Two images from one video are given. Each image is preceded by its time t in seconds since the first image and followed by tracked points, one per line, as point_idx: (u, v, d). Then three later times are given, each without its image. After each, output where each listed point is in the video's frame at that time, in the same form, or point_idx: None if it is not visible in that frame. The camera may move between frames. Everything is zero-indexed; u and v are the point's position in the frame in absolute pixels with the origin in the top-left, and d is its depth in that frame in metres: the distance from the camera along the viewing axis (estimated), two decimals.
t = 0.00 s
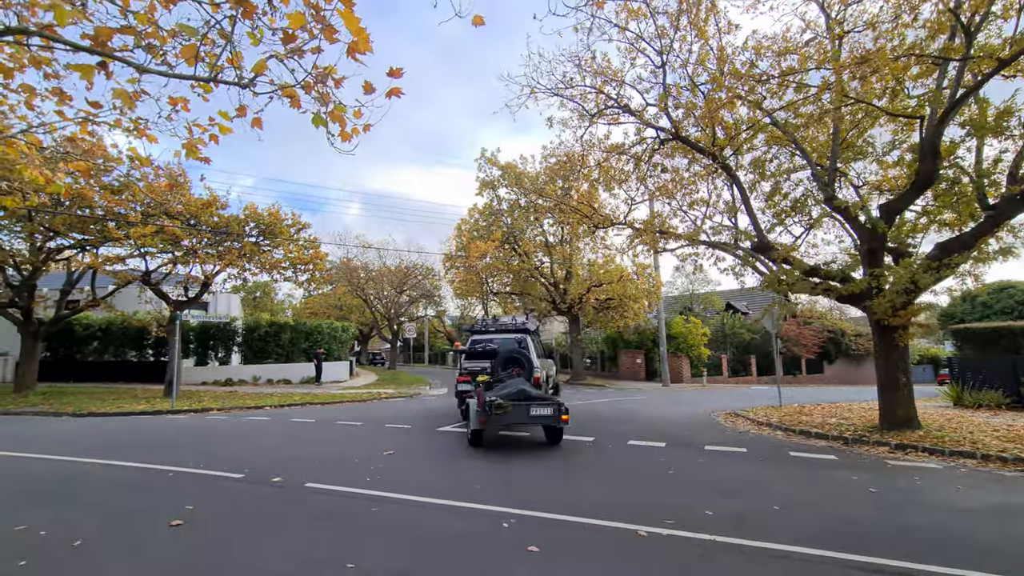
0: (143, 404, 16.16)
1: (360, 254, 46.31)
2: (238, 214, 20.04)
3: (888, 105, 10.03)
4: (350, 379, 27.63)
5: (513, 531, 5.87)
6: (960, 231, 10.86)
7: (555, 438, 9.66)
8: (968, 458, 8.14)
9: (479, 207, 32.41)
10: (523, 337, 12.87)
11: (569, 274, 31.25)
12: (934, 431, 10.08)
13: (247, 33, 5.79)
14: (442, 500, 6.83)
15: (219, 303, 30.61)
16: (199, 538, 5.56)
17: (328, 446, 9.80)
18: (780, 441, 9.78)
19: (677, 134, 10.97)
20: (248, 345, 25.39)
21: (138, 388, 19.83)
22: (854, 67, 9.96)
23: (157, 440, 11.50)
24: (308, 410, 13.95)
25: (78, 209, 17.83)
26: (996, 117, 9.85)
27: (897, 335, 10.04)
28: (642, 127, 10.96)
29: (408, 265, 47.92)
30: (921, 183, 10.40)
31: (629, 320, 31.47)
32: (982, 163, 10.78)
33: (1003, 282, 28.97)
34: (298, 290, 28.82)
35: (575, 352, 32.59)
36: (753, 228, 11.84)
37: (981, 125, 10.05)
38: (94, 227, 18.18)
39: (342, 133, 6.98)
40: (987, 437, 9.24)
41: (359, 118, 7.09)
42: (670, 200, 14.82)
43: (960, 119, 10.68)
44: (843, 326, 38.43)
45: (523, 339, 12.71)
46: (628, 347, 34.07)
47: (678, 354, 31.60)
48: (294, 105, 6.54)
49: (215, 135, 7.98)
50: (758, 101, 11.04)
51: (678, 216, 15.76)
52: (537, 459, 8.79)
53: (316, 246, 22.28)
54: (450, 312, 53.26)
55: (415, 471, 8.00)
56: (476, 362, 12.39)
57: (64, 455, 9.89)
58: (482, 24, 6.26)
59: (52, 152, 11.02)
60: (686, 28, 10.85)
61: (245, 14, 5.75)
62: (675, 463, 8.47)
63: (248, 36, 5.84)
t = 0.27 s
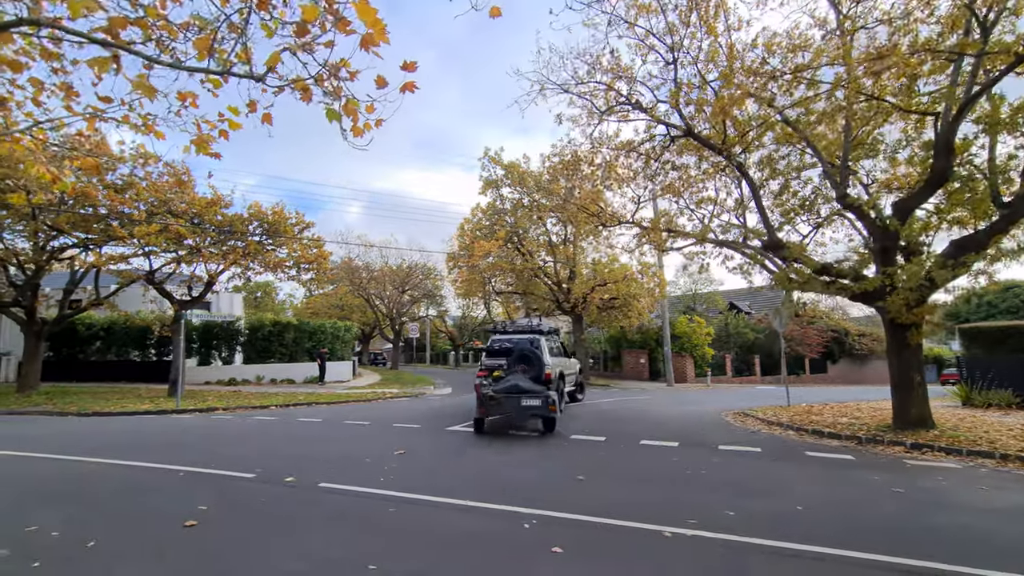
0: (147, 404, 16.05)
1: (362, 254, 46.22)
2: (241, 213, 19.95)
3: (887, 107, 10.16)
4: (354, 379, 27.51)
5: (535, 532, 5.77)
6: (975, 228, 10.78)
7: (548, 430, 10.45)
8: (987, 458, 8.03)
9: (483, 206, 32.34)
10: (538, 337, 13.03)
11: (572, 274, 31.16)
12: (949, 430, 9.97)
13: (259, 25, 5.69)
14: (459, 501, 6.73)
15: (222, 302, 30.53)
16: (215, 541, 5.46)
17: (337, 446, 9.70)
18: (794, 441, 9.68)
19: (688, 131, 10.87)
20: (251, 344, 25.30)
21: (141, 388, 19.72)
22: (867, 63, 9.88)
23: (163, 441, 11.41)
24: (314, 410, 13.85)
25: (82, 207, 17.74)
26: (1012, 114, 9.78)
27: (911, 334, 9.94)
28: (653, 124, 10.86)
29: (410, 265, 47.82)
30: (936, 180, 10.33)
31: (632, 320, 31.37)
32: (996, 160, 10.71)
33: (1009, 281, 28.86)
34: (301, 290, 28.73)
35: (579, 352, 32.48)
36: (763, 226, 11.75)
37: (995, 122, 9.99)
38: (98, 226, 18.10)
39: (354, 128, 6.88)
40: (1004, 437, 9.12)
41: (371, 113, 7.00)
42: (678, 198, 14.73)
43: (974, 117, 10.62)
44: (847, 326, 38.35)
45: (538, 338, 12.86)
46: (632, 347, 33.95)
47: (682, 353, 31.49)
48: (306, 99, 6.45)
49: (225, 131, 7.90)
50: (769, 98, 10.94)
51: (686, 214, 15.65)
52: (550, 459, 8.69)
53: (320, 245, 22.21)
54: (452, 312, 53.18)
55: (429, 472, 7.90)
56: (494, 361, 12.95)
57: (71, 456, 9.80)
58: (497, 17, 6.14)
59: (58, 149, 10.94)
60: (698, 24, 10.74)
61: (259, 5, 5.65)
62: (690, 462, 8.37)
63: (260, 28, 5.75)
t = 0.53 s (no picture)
0: (150, 403, 15.88)
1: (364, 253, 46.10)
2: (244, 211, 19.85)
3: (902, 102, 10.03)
4: (357, 378, 27.34)
5: (558, 534, 5.63)
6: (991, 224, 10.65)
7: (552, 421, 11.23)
8: (1010, 458, 7.87)
9: (485, 205, 32.23)
10: (556, 337, 14.27)
11: (576, 273, 31.04)
12: (967, 429, 9.80)
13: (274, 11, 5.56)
14: (477, 502, 6.58)
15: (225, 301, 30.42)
16: (229, 543, 5.31)
17: (347, 446, 9.56)
18: (809, 440, 9.54)
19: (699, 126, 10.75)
20: (254, 343, 25.14)
21: (144, 388, 19.57)
22: (882, 57, 9.76)
23: (169, 441, 11.25)
24: (319, 410, 13.70)
25: (84, 205, 17.61)
26: None
27: (927, 331, 9.80)
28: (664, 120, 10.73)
29: (412, 264, 47.71)
30: (952, 175, 10.22)
31: (637, 319, 31.22)
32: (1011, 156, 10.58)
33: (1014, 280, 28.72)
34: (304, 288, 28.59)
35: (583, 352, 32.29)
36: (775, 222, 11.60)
37: (1013, 117, 9.84)
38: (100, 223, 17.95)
39: (366, 120, 6.72)
40: None
41: (384, 105, 6.86)
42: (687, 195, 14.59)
43: (990, 112, 10.47)
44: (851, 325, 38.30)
45: (556, 339, 14.11)
46: (636, 346, 33.82)
47: (686, 353, 31.36)
48: (317, 89, 6.32)
49: (234, 124, 7.77)
50: (781, 93, 10.83)
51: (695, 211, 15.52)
52: (565, 459, 8.55)
53: (323, 244, 22.11)
54: (455, 311, 53.09)
55: (443, 472, 7.76)
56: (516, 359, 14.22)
57: (75, 456, 9.64)
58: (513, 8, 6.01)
59: (62, 145, 10.83)
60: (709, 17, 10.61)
61: None
62: (708, 462, 8.23)
63: (276, 15, 5.62)
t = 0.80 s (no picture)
0: (153, 404, 15.69)
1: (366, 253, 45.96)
2: (248, 210, 19.70)
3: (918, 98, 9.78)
4: (360, 379, 27.17)
5: (588, 540, 5.45)
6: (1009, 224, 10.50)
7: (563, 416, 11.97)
8: None
9: (489, 205, 32.07)
10: (578, 339, 15.22)
11: (580, 272, 30.90)
12: (987, 430, 9.63)
13: None
14: (499, 505, 6.41)
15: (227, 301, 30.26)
16: (248, 548, 5.12)
17: (358, 448, 9.40)
18: (826, 441, 9.41)
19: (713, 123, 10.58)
20: (256, 343, 24.96)
21: (146, 388, 19.39)
22: (899, 53, 9.61)
23: (175, 442, 11.06)
24: (326, 410, 13.52)
25: (86, 204, 17.43)
26: None
27: (947, 331, 9.63)
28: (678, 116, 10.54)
29: (414, 264, 47.57)
30: (973, 173, 10.09)
31: (641, 319, 31.07)
32: None
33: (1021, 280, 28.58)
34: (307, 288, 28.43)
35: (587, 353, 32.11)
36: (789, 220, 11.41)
37: None
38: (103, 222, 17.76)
39: (380, 114, 6.55)
40: None
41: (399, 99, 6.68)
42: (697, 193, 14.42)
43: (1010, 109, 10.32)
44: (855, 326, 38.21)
45: (577, 340, 15.06)
46: (640, 346, 33.69)
47: (691, 353, 31.23)
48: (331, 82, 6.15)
49: (245, 118, 7.59)
50: (796, 89, 10.65)
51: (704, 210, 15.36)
52: (583, 461, 8.39)
53: (328, 243, 21.98)
54: (457, 311, 52.95)
55: (460, 475, 7.59)
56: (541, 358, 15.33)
57: (81, 457, 9.44)
58: None
59: (66, 141, 10.68)
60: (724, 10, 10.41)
61: None
62: (730, 464, 8.08)
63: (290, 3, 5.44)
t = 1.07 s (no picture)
0: (157, 403, 15.51)
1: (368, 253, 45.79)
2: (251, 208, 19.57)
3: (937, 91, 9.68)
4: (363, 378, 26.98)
5: (621, 541, 5.27)
6: None
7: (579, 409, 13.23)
8: None
9: (492, 204, 31.94)
10: (602, 340, 17.00)
11: (583, 272, 30.75)
12: (1007, 429, 9.49)
13: None
14: (524, 505, 6.24)
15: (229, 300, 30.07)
16: (271, 547, 4.95)
17: (370, 447, 9.25)
18: (844, 440, 9.25)
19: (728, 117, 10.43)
20: (259, 342, 24.78)
21: (149, 387, 19.21)
22: (917, 46, 9.49)
23: (182, 442, 10.87)
24: (333, 410, 13.36)
25: (88, 201, 17.26)
26: None
27: (965, 329, 9.49)
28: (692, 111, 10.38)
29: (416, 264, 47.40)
30: (990, 169, 10.03)
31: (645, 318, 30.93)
32: None
33: None
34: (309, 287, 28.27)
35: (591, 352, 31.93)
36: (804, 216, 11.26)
37: None
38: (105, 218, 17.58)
39: (396, 104, 6.42)
40: None
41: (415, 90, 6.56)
42: (708, 191, 14.28)
43: None
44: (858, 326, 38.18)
45: (602, 342, 16.81)
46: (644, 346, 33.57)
47: (695, 353, 31.13)
48: (347, 70, 6.05)
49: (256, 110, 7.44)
50: (811, 83, 10.51)
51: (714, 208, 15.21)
52: (601, 462, 8.22)
53: (331, 241, 21.86)
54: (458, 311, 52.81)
55: (478, 475, 7.44)
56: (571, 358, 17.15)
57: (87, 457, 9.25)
58: None
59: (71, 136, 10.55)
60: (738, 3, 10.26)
61: None
62: (754, 465, 7.91)
63: None
